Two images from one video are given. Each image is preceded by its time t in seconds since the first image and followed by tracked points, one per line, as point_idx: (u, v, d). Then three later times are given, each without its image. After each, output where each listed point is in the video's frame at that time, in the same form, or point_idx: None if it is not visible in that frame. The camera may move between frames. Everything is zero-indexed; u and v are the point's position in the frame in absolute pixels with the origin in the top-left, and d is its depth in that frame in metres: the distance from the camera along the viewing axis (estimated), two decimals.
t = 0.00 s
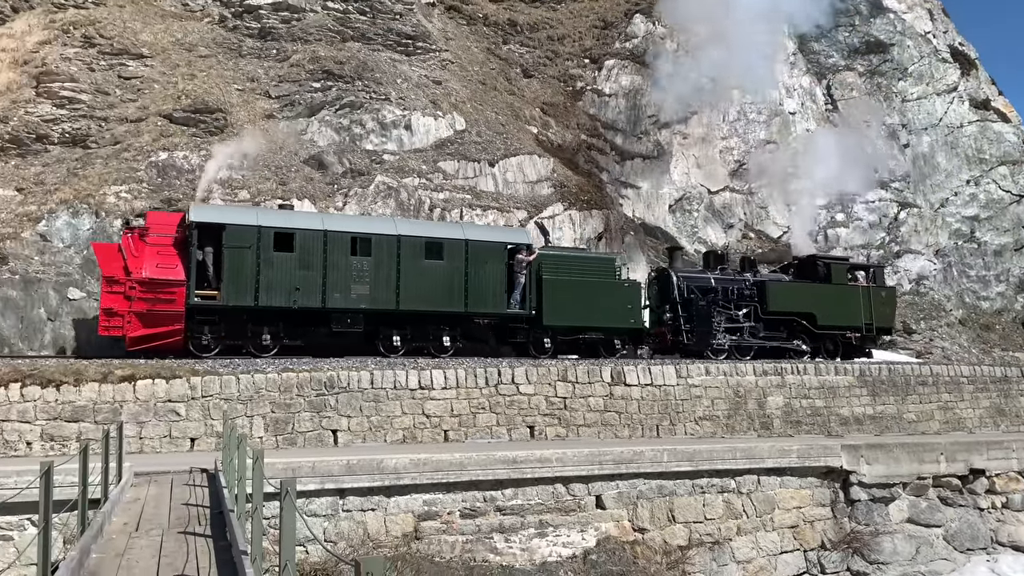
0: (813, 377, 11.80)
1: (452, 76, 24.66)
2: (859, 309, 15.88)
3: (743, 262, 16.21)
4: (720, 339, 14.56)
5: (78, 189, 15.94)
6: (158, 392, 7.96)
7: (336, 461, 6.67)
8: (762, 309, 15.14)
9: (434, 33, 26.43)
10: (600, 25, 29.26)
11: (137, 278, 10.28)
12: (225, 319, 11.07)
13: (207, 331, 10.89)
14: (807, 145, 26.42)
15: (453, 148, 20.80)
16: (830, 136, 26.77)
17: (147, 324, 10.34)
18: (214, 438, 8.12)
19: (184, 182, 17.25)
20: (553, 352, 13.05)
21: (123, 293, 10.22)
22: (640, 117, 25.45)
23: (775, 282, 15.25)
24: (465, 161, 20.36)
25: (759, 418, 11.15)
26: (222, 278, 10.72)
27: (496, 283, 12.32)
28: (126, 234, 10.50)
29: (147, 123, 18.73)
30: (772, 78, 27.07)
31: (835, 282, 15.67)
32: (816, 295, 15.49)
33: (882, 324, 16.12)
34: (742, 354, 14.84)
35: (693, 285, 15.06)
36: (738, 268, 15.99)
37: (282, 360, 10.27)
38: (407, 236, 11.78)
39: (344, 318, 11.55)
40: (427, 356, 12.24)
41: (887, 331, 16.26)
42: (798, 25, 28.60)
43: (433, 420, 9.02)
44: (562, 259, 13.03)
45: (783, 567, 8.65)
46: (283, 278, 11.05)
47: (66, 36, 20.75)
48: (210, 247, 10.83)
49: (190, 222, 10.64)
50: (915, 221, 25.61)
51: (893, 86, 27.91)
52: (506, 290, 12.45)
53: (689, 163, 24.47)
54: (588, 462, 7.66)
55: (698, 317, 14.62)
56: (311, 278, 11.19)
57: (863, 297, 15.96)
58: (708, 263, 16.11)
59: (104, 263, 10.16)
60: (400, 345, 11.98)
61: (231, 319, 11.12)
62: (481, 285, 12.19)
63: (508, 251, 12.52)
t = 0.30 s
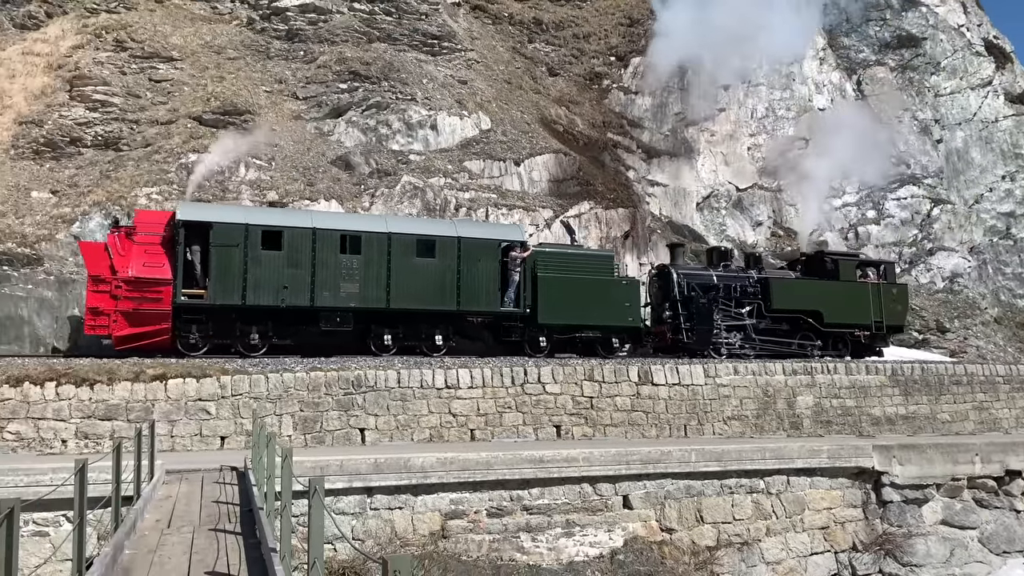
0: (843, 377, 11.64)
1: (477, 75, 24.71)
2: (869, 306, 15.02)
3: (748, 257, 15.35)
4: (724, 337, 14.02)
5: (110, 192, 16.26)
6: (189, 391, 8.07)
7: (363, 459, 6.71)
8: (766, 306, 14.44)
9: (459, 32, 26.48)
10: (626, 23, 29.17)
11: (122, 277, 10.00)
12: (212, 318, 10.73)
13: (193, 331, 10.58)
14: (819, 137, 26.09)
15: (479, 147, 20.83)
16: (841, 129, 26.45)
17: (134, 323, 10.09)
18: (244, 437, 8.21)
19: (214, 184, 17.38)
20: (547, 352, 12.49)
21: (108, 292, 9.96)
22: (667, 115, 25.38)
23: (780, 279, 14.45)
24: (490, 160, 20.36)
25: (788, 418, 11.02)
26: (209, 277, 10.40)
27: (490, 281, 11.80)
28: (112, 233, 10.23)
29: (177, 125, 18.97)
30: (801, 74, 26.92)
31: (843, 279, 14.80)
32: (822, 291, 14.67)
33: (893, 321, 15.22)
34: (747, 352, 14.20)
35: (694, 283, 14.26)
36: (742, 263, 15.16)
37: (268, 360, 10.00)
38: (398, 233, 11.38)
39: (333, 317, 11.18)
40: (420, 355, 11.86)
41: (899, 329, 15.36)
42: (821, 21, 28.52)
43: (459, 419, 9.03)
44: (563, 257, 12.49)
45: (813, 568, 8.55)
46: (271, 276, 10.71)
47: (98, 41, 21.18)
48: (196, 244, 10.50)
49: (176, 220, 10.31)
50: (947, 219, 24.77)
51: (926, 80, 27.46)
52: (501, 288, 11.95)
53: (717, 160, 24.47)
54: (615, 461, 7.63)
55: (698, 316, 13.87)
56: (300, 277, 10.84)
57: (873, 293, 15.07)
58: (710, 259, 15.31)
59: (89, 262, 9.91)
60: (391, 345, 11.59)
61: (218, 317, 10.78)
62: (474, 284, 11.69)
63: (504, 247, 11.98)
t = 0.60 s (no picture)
0: (880, 376, 11.44)
1: (507, 75, 24.77)
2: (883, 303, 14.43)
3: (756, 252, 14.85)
4: (730, 336, 13.39)
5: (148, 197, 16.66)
6: (224, 390, 8.15)
7: (395, 458, 6.77)
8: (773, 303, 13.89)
9: (488, 32, 26.52)
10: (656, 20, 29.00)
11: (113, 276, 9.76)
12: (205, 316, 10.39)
13: (186, 330, 10.28)
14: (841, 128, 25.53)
15: (509, 147, 20.88)
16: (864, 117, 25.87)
17: (126, 322, 9.84)
18: (278, 435, 8.31)
19: (248, 185, 17.83)
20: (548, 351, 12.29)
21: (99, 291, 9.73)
22: (698, 111, 25.15)
23: (789, 275, 13.97)
24: (520, 160, 20.38)
25: (823, 418, 10.86)
26: (201, 276, 10.21)
27: (486, 279, 11.68)
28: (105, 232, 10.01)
29: (212, 128, 19.25)
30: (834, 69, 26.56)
31: (855, 274, 14.33)
32: (833, 287, 14.19)
33: (909, 318, 14.58)
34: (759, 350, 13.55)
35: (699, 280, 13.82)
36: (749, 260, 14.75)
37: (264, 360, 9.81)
38: (392, 231, 11.29)
39: (328, 316, 10.90)
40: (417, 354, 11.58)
41: (917, 326, 14.67)
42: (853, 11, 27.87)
43: (490, 419, 9.04)
44: (562, 254, 12.45)
45: (850, 570, 8.41)
46: (264, 275, 10.52)
47: (134, 47, 21.54)
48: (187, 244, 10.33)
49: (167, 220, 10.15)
50: (988, 213, 24.48)
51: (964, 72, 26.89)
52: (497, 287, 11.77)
53: (749, 156, 24.43)
54: (647, 462, 7.59)
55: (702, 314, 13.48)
56: (293, 275, 10.65)
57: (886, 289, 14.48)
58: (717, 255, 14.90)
59: (80, 261, 9.72)
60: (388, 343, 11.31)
61: (211, 316, 10.43)
62: (470, 282, 11.57)
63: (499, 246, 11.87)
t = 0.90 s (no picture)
0: (922, 375, 11.19)
1: (540, 74, 24.76)
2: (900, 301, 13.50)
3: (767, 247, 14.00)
4: (737, 334, 12.65)
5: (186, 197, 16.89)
6: (262, 388, 8.28)
7: (430, 455, 6.80)
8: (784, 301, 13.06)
9: (521, 31, 26.54)
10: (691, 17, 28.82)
11: (111, 276, 9.70)
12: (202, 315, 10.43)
13: (183, 328, 10.34)
14: (876, 123, 24.99)
15: (542, 145, 20.86)
16: (898, 108, 25.29)
17: (122, 321, 9.78)
18: (315, 433, 8.40)
19: (283, 186, 17.86)
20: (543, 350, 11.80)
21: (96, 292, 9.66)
22: (734, 107, 24.81)
23: (801, 273, 13.14)
24: (553, 158, 20.33)
25: (863, 418, 10.67)
26: (196, 275, 10.16)
27: (486, 277, 11.35)
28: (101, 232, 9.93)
29: (248, 130, 19.48)
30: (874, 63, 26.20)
31: (871, 271, 13.39)
32: (846, 285, 13.26)
33: (927, 317, 13.68)
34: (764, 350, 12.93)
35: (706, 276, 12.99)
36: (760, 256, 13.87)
37: (262, 358, 9.88)
38: (390, 229, 10.99)
39: (323, 315, 10.80)
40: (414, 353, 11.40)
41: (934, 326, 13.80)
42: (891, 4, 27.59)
43: (524, 417, 9.03)
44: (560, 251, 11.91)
45: (892, 573, 8.23)
46: (258, 275, 10.42)
47: (173, 50, 21.92)
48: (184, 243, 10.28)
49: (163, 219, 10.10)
50: None
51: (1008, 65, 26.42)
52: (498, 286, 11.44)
53: (787, 153, 24.02)
54: (683, 461, 7.52)
55: (709, 313, 12.59)
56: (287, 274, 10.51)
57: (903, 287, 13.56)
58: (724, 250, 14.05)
59: (76, 261, 9.61)
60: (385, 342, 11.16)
61: (208, 314, 10.47)
62: (470, 280, 11.25)
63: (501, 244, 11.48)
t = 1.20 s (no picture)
0: (962, 374, 10.94)
1: (570, 71, 24.70)
2: (913, 298, 12.87)
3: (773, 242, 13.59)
4: (740, 332, 12.42)
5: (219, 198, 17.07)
6: (296, 386, 8.36)
7: (462, 454, 6.80)
8: (789, 299, 12.63)
9: (551, 29, 26.52)
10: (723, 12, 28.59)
11: (104, 276, 9.82)
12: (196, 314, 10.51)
13: (176, 328, 10.43)
14: (911, 119, 24.58)
15: (572, 143, 20.80)
16: (935, 104, 24.81)
17: (115, 321, 9.87)
18: (348, 431, 8.46)
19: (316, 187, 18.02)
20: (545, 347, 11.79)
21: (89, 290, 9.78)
22: (767, 103, 24.59)
23: (807, 269, 12.63)
24: (584, 156, 20.28)
25: (901, 418, 10.48)
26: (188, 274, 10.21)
27: (480, 275, 11.29)
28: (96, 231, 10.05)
29: (282, 132, 19.69)
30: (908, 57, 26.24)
31: (882, 267, 12.75)
32: (857, 282, 12.67)
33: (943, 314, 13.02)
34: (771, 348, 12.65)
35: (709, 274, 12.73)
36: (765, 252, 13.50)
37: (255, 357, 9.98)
38: (382, 228, 10.97)
39: (316, 315, 10.83)
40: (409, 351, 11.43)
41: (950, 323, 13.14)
42: None
43: (555, 417, 9.01)
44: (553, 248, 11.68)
45: None
46: (251, 273, 10.44)
47: (207, 54, 22.27)
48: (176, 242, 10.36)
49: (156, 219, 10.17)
50: None
51: None
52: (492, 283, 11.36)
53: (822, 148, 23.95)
54: (717, 461, 7.43)
55: (710, 312, 12.36)
56: (280, 273, 10.53)
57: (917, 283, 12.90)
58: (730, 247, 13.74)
59: (70, 261, 9.72)
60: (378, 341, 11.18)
61: (202, 314, 10.54)
62: (462, 278, 11.18)
63: (495, 241, 11.41)
